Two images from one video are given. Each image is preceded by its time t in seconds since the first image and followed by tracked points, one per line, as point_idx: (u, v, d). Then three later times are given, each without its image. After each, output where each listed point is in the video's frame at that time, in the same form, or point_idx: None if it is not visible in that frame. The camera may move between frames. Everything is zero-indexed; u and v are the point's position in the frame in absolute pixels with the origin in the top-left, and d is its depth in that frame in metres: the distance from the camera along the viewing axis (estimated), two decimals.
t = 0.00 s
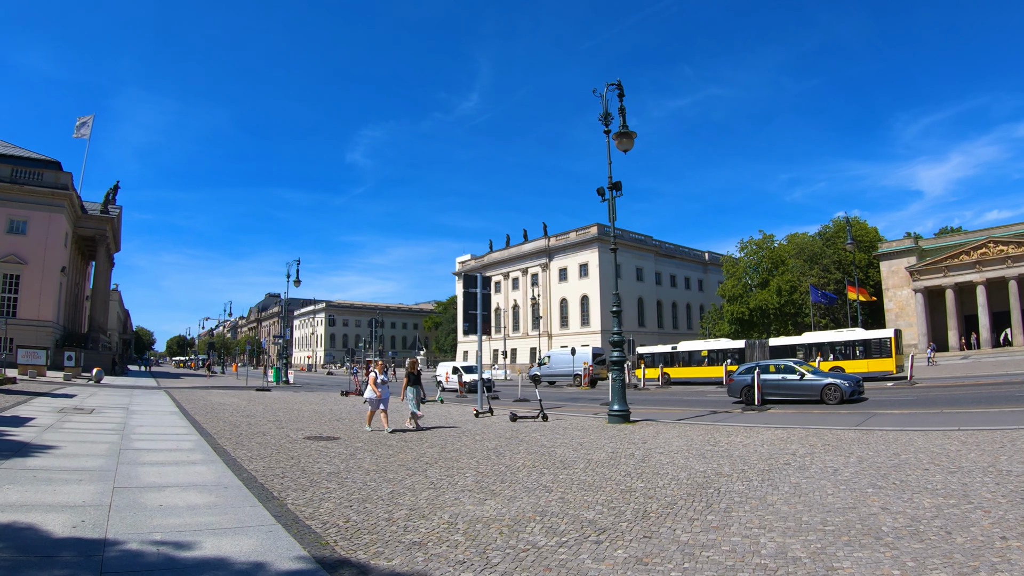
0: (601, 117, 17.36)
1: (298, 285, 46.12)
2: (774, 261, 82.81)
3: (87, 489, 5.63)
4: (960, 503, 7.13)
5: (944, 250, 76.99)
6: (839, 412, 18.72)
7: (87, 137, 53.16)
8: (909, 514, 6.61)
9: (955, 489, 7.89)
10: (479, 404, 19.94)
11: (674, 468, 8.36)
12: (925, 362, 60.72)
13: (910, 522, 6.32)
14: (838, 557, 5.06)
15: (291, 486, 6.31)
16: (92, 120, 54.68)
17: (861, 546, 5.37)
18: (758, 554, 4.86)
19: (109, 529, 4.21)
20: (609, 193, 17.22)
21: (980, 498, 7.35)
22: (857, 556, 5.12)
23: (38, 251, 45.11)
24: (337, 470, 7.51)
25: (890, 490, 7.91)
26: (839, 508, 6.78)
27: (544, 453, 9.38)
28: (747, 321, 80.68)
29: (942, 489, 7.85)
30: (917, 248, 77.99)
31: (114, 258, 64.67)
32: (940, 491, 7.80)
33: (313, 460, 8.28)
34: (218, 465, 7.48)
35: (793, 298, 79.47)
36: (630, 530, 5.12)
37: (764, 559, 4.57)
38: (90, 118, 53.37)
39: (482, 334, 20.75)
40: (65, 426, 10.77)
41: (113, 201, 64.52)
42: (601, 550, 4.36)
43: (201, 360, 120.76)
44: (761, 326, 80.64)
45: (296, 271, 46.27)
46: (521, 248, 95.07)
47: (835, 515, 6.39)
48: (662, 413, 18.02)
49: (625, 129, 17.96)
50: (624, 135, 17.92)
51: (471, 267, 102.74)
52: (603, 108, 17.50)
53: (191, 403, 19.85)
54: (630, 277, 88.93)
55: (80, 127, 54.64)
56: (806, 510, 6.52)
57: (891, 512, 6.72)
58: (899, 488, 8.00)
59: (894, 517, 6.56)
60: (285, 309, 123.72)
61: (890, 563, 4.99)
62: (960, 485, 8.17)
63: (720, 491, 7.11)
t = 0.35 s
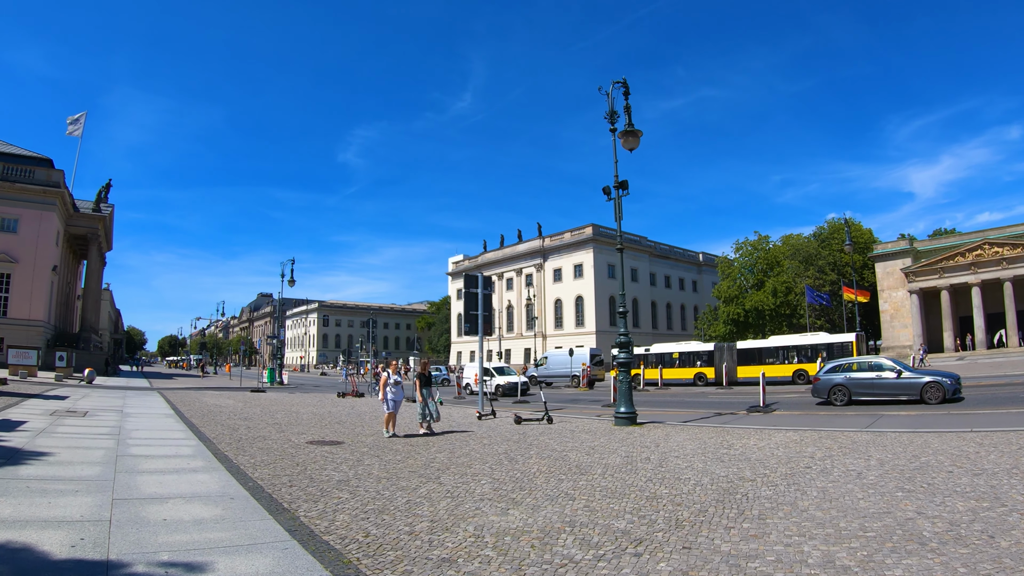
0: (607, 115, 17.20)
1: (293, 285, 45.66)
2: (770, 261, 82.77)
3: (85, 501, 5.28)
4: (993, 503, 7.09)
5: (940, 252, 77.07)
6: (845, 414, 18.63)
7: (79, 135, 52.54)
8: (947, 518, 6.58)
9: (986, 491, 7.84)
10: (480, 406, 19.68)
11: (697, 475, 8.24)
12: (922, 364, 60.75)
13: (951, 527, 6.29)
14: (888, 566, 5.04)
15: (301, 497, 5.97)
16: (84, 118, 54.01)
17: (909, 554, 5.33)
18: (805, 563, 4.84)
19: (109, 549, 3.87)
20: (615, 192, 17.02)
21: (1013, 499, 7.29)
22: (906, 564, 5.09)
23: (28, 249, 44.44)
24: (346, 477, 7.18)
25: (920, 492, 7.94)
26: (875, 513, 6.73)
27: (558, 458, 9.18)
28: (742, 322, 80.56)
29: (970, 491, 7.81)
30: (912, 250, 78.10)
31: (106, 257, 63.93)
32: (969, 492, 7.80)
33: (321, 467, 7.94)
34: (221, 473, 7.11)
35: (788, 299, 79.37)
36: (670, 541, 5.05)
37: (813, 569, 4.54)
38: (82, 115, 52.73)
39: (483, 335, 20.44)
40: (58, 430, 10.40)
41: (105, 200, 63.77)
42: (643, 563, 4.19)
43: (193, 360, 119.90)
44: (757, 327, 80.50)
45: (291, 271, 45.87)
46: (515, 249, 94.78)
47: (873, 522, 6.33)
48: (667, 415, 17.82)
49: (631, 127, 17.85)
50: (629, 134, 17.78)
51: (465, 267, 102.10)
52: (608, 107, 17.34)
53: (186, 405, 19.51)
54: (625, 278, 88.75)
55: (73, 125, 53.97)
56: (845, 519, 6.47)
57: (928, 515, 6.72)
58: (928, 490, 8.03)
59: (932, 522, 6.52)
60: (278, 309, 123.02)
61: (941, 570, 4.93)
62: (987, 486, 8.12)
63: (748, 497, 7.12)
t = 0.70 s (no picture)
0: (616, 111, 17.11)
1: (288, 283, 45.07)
2: (764, 261, 81.24)
3: (81, 514, 4.91)
4: None
5: (936, 252, 77.22)
6: (853, 415, 18.76)
7: (71, 131, 51.78)
8: (994, 516, 6.73)
9: (1019, 488, 7.99)
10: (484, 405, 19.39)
11: (728, 478, 8.32)
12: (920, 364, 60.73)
13: (1001, 524, 6.43)
14: (950, 567, 5.15)
15: (314, 505, 5.64)
16: (76, 113, 53.18)
17: (971, 555, 5.46)
18: (869, 569, 5.02)
19: (112, 567, 3.52)
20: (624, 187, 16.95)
21: None
22: (970, 565, 5.17)
23: (20, 246, 43.74)
24: (358, 483, 6.85)
25: (959, 492, 8.19)
26: (923, 516, 6.97)
27: (580, 462, 9.04)
28: (739, 322, 80.16)
29: (1004, 488, 7.95)
30: (908, 250, 78.22)
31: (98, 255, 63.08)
32: (1004, 489, 7.94)
33: (330, 471, 7.59)
34: (225, 480, 6.75)
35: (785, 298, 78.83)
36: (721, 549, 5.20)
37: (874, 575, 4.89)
38: (74, 111, 51.96)
39: (486, 334, 20.04)
40: (53, 433, 9.96)
41: (97, 197, 62.86)
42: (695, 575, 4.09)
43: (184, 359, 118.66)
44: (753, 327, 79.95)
45: (286, 269, 45.44)
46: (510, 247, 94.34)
47: (925, 524, 6.64)
48: (676, 415, 17.75)
49: (639, 123, 17.82)
50: (638, 129, 17.77)
51: (459, 266, 101.42)
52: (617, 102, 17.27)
53: (180, 405, 19.09)
54: (620, 277, 88.46)
55: (64, 121, 53.15)
56: (899, 523, 6.70)
57: (974, 515, 6.89)
58: (965, 489, 8.22)
59: (980, 521, 6.68)
60: (270, 308, 122.01)
61: (1001, 569, 5.03)
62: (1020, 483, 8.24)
63: (783, 500, 7.18)
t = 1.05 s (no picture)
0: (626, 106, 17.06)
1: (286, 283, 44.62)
2: (765, 260, 80.95)
3: (83, 526, 4.60)
4: None
5: (935, 252, 77.16)
6: (864, 416, 18.81)
7: (67, 128, 51.27)
8: None
9: None
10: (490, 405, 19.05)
11: (755, 483, 8.27)
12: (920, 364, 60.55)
13: None
14: (1011, 566, 5.05)
15: (332, 512, 5.36)
16: (72, 111, 52.64)
17: None
18: (929, 569, 5.02)
19: None
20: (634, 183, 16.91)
21: None
22: None
23: (15, 244, 43.24)
24: (375, 488, 6.58)
25: (994, 489, 8.12)
26: (965, 516, 6.89)
27: (602, 465, 8.87)
28: (738, 322, 79.55)
29: None
30: (907, 250, 78.08)
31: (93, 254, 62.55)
32: None
33: (343, 475, 7.30)
34: (235, 485, 6.42)
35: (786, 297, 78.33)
36: (773, 552, 5.16)
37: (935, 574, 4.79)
38: (70, 109, 51.46)
39: (492, 333, 19.65)
40: (49, 434, 9.57)
41: (93, 195, 62.30)
42: None
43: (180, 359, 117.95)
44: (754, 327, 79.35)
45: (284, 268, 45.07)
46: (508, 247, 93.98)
47: (969, 523, 6.56)
48: (686, 415, 17.89)
49: (649, 119, 17.80)
50: (648, 124, 17.76)
51: (457, 266, 100.77)
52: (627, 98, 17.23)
53: (179, 406, 18.72)
54: (619, 277, 88.16)
55: (60, 119, 52.62)
56: (945, 527, 6.58)
57: (1017, 512, 6.79)
58: (999, 486, 8.14)
59: None
60: (266, 307, 121.34)
61: None
62: None
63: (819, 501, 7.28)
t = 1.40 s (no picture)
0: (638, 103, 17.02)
1: (286, 282, 44.16)
2: (765, 259, 81.09)
3: (87, 545, 4.23)
4: None
5: (936, 252, 76.92)
6: (877, 419, 18.84)
7: (64, 126, 50.74)
8: None
9: None
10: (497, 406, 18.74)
11: (789, 490, 8.40)
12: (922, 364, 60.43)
13: None
14: None
15: (357, 526, 5.10)
16: (69, 108, 52.08)
17: None
18: None
19: None
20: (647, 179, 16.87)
21: None
22: None
23: (12, 243, 42.78)
24: (395, 498, 6.30)
25: None
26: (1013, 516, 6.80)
27: (628, 472, 8.74)
28: (739, 322, 79.14)
29: None
30: (908, 250, 77.88)
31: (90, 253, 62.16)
32: None
33: (361, 484, 6.99)
34: (248, 497, 6.07)
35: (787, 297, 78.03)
36: (833, 562, 5.45)
37: None
38: (67, 106, 50.91)
39: (500, 333, 19.22)
40: (48, 440, 9.16)
41: (90, 194, 61.84)
42: None
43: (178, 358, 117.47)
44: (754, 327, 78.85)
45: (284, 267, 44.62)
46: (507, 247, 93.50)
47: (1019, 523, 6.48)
48: (700, 416, 17.97)
49: (661, 115, 17.72)
50: (660, 121, 17.70)
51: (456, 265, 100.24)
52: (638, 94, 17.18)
53: (182, 407, 18.40)
54: (618, 276, 87.77)
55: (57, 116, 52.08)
56: (993, 527, 6.47)
57: None
58: None
59: None
60: (263, 307, 120.65)
61: None
62: None
63: (861, 503, 7.74)
